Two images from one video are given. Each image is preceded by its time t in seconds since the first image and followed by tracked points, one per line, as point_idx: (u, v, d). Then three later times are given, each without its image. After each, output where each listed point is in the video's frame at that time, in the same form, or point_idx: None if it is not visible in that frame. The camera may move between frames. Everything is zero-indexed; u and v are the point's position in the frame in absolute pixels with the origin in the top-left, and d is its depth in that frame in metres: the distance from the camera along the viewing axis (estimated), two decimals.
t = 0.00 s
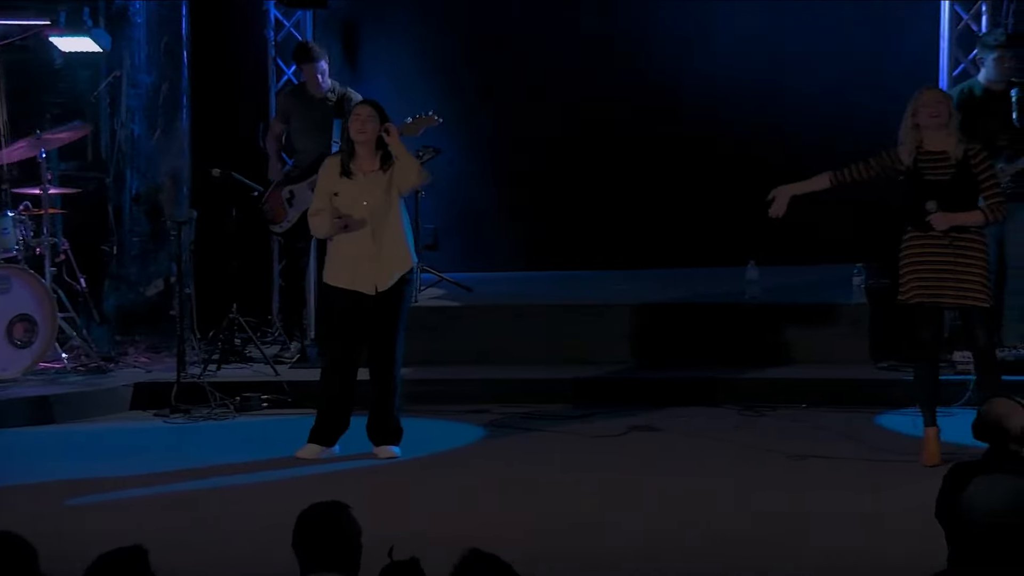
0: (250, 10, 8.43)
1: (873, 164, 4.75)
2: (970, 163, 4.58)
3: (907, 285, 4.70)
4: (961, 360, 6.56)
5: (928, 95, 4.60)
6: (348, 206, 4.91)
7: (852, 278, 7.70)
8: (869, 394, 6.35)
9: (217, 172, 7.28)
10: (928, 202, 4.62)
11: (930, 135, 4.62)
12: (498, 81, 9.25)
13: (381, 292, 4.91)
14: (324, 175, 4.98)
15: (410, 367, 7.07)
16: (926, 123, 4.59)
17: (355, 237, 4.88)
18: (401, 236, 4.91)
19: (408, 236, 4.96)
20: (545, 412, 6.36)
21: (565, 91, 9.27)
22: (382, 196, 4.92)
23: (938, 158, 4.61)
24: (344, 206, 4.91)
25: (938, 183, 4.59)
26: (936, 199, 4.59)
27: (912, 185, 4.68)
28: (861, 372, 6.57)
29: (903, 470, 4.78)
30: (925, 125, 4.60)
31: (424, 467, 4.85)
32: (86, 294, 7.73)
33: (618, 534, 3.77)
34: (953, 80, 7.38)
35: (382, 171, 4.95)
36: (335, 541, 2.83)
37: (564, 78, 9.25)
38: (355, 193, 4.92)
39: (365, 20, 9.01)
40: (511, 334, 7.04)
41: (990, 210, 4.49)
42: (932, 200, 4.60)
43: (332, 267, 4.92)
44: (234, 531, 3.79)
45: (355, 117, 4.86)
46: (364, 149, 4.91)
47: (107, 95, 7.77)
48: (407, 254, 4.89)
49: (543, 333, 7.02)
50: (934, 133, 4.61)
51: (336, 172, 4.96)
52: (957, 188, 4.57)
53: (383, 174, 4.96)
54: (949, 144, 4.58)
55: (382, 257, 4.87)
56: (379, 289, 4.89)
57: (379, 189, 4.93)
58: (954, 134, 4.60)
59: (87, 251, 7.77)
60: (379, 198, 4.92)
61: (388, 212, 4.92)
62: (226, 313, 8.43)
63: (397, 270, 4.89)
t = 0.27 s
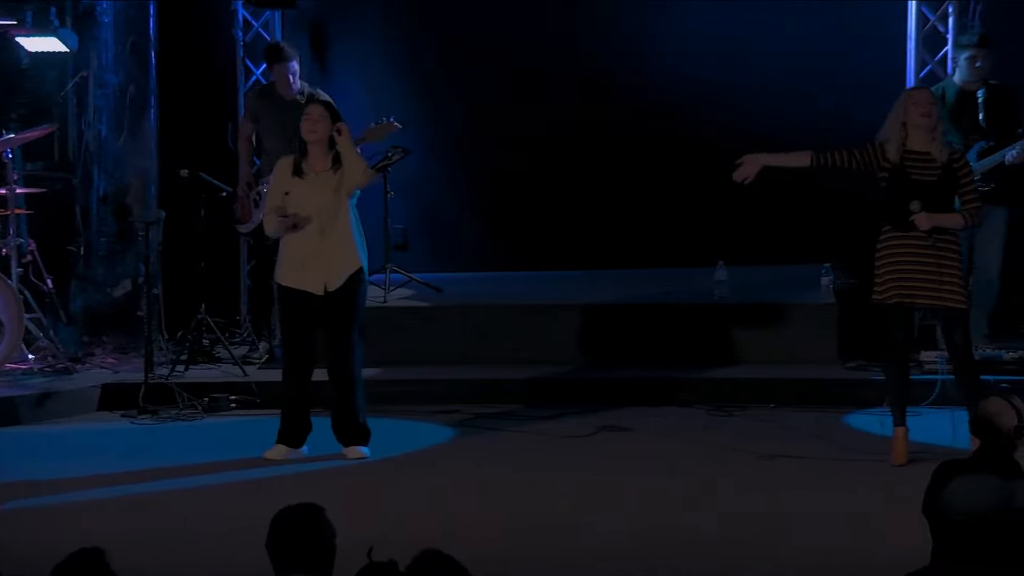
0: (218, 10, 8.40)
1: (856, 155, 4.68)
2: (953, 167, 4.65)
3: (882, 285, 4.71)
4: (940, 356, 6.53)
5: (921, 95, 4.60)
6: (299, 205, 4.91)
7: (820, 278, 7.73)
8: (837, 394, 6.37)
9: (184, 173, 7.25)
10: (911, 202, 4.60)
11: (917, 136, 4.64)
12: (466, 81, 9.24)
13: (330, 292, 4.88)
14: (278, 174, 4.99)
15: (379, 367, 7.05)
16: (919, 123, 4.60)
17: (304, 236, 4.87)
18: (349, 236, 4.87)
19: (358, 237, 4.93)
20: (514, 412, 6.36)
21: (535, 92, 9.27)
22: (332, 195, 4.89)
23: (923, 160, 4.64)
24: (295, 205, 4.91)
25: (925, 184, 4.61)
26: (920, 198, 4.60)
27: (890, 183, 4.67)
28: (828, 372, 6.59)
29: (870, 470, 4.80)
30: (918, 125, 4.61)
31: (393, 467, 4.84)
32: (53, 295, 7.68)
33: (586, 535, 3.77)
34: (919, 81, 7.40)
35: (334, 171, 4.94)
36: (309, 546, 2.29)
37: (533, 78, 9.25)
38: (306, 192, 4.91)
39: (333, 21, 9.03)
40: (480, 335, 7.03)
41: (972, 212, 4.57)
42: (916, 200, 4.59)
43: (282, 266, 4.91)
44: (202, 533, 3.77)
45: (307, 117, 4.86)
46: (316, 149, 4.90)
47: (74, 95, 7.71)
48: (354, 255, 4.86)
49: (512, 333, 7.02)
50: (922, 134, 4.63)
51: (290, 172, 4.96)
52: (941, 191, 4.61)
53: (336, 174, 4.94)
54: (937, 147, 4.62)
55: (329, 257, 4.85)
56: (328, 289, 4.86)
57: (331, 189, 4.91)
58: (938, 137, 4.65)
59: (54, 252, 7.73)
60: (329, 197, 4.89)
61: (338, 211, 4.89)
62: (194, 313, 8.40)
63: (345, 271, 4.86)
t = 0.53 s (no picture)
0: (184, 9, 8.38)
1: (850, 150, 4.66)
2: (943, 171, 4.67)
3: (869, 285, 4.74)
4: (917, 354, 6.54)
5: (920, 94, 4.62)
6: (247, 205, 4.89)
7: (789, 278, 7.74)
8: (805, 394, 6.39)
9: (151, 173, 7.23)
10: (901, 200, 4.59)
11: (909, 136, 4.66)
12: (433, 81, 9.24)
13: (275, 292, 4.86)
14: (231, 175, 4.98)
15: (348, 368, 7.03)
16: (917, 122, 4.61)
17: (251, 236, 4.86)
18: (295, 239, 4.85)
19: (305, 238, 4.89)
20: (483, 412, 6.35)
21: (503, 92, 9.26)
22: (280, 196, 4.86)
23: (913, 159, 4.66)
24: (244, 206, 4.90)
25: (916, 184, 4.61)
26: (909, 198, 4.58)
27: (879, 180, 4.66)
28: (797, 372, 6.60)
29: (838, 470, 4.81)
30: (913, 124, 4.62)
31: (361, 467, 4.83)
32: (18, 295, 7.63)
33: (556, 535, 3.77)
34: (886, 82, 7.43)
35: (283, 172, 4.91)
36: (264, 547, 2.62)
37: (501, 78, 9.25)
38: (255, 193, 4.89)
39: (303, 24, 9.06)
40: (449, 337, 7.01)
41: (957, 215, 4.60)
42: (906, 199, 4.58)
43: (230, 266, 4.90)
44: (169, 533, 3.75)
45: (258, 116, 4.84)
46: (267, 149, 4.89)
47: (39, 95, 7.66)
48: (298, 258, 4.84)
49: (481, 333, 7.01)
50: (916, 134, 4.65)
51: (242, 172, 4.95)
52: (931, 191, 4.61)
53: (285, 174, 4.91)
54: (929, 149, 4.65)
55: (273, 258, 4.83)
56: (273, 290, 4.84)
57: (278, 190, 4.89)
58: (928, 140, 4.68)
59: (19, 252, 7.67)
60: (277, 198, 4.86)
61: (285, 213, 4.86)
62: (161, 314, 8.36)
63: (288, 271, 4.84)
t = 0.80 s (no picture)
0: (151, 9, 8.34)
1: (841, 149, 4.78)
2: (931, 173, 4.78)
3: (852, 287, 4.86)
4: (890, 352, 6.58)
5: (913, 96, 4.74)
6: (200, 206, 4.89)
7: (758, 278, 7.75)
8: (775, 394, 6.39)
9: (118, 173, 7.19)
10: (887, 201, 4.71)
11: (898, 137, 4.77)
12: (402, 79, 9.18)
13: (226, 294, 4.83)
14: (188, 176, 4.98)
15: (317, 369, 7.00)
16: (907, 124, 4.73)
17: (203, 237, 4.86)
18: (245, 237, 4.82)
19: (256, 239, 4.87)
20: (452, 413, 6.34)
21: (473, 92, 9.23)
22: (233, 195, 4.85)
23: (901, 161, 4.78)
24: (198, 207, 4.90)
25: (902, 184, 4.71)
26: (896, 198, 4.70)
27: (866, 178, 4.78)
28: (766, 372, 6.61)
29: (807, 469, 4.82)
30: (902, 125, 4.74)
31: (331, 469, 4.81)
32: None
33: (526, 537, 3.77)
34: (853, 82, 7.45)
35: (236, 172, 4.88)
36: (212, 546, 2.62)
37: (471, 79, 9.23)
38: (209, 193, 4.88)
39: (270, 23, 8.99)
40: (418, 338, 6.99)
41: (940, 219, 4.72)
42: (893, 200, 4.70)
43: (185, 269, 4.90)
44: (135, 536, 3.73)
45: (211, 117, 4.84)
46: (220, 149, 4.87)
47: (4, 94, 7.61)
48: (246, 255, 4.81)
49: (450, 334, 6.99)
50: (905, 136, 4.77)
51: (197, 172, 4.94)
52: (916, 193, 4.72)
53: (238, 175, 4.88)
54: (917, 151, 4.76)
55: (221, 258, 4.81)
56: (223, 293, 4.81)
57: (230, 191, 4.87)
58: (917, 143, 4.79)
59: None
60: (229, 197, 4.85)
61: (235, 212, 4.84)
62: (128, 314, 8.31)
63: (236, 272, 4.81)
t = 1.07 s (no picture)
0: (117, 9, 8.30)
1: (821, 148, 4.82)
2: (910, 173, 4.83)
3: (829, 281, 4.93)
4: (857, 352, 6.60)
5: (893, 98, 4.76)
6: (161, 207, 4.99)
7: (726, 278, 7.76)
8: (744, 394, 6.41)
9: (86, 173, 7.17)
10: (867, 200, 4.77)
11: (878, 138, 4.81)
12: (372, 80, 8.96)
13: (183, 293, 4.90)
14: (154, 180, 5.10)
15: (287, 369, 6.99)
16: (886, 125, 4.76)
17: (162, 238, 4.95)
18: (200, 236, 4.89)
19: (212, 239, 4.92)
20: (421, 414, 6.34)
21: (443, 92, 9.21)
22: (189, 195, 4.94)
23: (880, 161, 4.82)
24: (158, 208, 5.00)
25: (882, 184, 4.78)
26: (875, 199, 4.75)
27: (847, 177, 4.82)
28: (735, 371, 6.62)
29: (778, 469, 4.84)
30: (881, 126, 4.77)
31: (300, 471, 4.80)
32: None
33: (494, 543, 3.77)
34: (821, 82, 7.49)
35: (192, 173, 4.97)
36: (174, 547, 2.70)
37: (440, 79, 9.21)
38: (169, 194, 4.99)
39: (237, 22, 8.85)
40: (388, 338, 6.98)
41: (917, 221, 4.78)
42: (873, 200, 4.76)
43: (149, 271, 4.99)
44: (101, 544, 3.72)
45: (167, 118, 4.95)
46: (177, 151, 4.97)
47: None
48: (198, 252, 4.87)
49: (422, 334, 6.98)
50: (885, 136, 4.80)
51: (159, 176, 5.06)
52: (894, 194, 4.78)
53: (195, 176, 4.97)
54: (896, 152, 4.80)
55: (176, 257, 4.89)
56: (179, 292, 4.89)
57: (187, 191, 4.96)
58: (897, 143, 4.83)
59: None
60: (186, 198, 4.94)
61: (190, 211, 4.92)
62: (95, 316, 8.28)
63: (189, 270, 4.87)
